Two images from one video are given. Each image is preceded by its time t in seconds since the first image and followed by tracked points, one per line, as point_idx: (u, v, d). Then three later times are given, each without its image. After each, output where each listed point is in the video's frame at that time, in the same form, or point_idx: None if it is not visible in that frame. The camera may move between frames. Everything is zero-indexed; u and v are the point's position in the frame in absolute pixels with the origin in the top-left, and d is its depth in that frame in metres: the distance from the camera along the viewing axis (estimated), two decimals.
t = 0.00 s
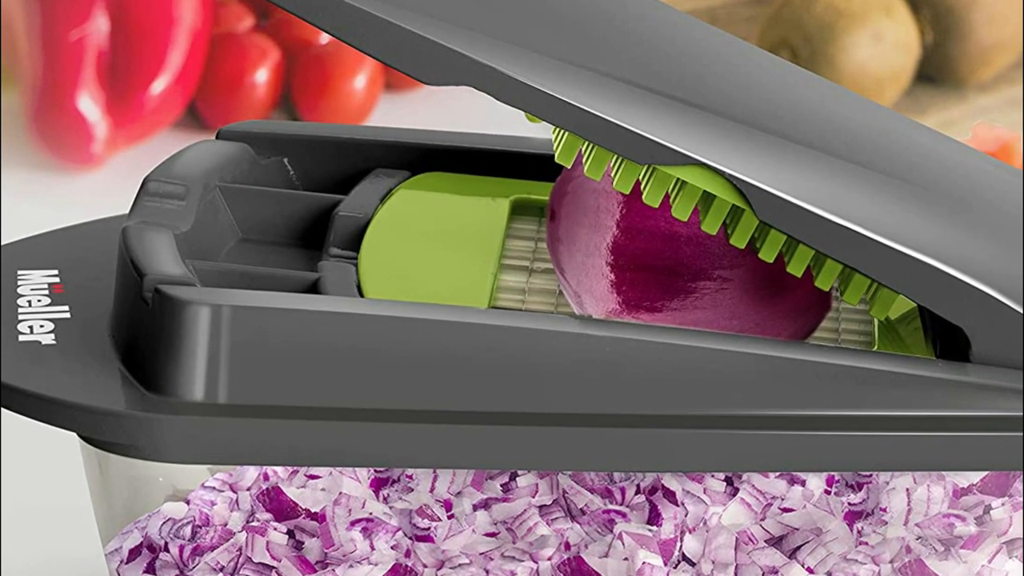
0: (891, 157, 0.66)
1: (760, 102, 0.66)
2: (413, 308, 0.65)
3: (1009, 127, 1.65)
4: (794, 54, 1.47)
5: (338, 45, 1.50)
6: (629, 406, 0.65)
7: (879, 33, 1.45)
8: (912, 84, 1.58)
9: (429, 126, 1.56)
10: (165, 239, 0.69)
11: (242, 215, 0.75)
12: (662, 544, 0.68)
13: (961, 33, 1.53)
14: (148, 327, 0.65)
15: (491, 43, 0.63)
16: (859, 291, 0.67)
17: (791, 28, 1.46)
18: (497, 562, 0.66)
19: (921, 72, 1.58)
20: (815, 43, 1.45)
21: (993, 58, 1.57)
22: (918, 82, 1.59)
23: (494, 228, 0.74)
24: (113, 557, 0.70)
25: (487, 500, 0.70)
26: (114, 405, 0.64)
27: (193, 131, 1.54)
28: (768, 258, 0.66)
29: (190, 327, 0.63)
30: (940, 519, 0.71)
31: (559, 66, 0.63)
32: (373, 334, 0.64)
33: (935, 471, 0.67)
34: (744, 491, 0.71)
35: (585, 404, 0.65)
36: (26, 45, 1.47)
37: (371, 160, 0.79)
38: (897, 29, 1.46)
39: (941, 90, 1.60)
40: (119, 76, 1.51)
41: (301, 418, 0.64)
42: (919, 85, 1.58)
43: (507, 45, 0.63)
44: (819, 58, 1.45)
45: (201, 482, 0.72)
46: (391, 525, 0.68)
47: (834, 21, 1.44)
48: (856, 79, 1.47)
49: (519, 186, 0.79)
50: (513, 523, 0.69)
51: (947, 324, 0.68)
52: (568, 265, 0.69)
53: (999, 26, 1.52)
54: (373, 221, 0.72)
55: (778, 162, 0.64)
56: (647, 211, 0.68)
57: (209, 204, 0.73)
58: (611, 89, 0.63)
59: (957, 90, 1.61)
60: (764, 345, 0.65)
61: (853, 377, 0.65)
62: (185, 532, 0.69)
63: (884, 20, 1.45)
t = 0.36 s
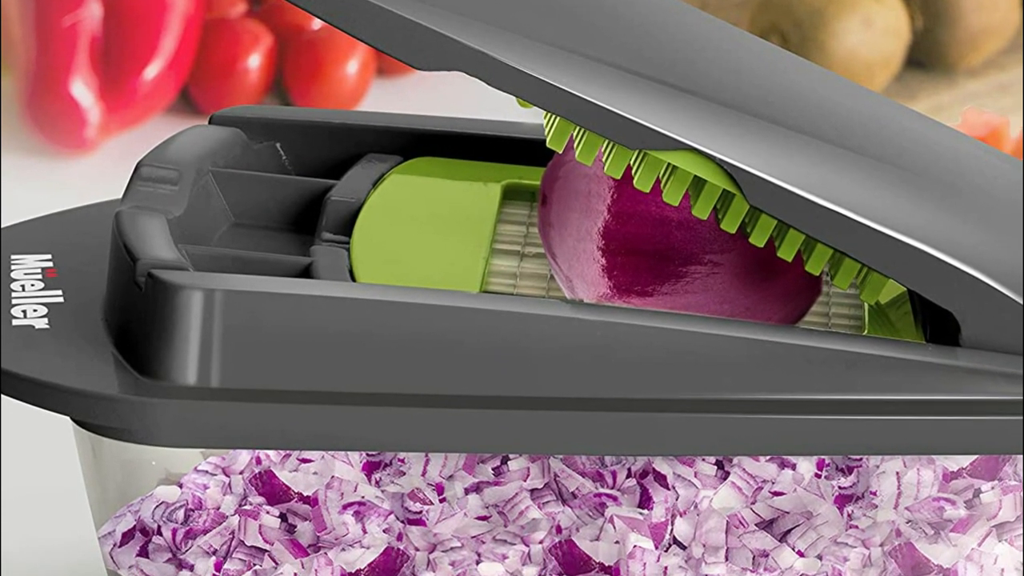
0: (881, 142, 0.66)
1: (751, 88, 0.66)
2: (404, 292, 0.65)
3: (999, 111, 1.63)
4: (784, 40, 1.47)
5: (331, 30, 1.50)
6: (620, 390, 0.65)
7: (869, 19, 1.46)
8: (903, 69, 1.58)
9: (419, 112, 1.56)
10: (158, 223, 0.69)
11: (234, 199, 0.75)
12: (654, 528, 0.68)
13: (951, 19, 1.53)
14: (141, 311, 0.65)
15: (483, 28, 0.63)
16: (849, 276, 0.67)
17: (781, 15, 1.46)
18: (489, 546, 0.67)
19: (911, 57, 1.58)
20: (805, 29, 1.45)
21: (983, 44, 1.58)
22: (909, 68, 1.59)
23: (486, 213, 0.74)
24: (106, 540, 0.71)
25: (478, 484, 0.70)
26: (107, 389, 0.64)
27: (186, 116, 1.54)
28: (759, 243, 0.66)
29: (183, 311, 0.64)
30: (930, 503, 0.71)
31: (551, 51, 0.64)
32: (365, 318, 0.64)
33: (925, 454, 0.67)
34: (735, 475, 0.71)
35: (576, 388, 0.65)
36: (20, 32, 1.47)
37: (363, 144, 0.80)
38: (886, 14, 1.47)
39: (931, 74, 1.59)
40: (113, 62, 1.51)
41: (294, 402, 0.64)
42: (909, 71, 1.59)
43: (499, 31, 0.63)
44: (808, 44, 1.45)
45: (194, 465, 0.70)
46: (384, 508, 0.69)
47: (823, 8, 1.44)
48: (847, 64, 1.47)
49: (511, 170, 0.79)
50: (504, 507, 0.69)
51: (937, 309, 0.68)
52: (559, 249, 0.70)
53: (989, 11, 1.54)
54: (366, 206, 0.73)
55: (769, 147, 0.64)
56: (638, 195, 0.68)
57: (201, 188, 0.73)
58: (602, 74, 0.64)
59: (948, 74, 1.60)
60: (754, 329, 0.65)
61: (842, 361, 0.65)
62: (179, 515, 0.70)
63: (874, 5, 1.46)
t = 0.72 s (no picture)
0: (871, 127, 0.67)
1: (742, 73, 0.66)
2: (396, 277, 0.65)
3: (989, 97, 1.63)
4: (775, 26, 1.46)
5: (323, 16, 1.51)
6: (612, 374, 0.65)
7: (860, 5, 1.46)
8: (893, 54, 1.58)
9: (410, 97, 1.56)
10: (151, 208, 0.69)
11: (227, 184, 0.75)
12: (645, 511, 0.69)
13: (941, 5, 1.54)
14: (134, 296, 0.65)
15: (474, 14, 0.63)
16: (839, 260, 0.67)
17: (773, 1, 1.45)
18: (481, 530, 0.68)
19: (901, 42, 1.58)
20: (797, 15, 1.45)
21: (973, 30, 1.58)
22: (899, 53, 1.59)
23: (477, 197, 0.75)
24: (100, 524, 0.71)
25: (470, 468, 0.71)
26: (100, 373, 0.64)
27: (179, 101, 1.54)
28: (749, 228, 0.66)
29: (176, 295, 0.64)
30: (920, 487, 0.71)
31: (542, 37, 0.64)
32: (357, 303, 0.64)
33: (915, 438, 0.67)
34: (725, 459, 0.71)
35: (567, 372, 0.65)
36: (13, 18, 1.47)
37: (356, 130, 0.80)
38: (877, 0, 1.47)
39: (922, 59, 1.59)
40: (106, 47, 1.51)
41: (286, 386, 0.64)
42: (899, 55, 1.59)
43: (491, 17, 0.64)
44: (800, 29, 1.46)
45: (187, 449, 0.72)
46: (376, 492, 0.69)
47: None
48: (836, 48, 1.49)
49: (503, 155, 0.79)
50: (496, 491, 0.70)
51: (927, 293, 0.68)
52: (551, 234, 0.70)
53: None
54: (358, 191, 0.73)
55: (760, 132, 0.64)
56: (629, 180, 0.68)
57: (194, 173, 0.73)
58: (594, 60, 0.64)
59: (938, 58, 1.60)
60: (744, 313, 0.66)
61: (833, 345, 0.65)
62: (172, 499, 0.70)
63: None
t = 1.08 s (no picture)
0: (861, 112, 0.67)
1: (732, 59, 0.67)
2: (388, 261, 0.65)
3: (980, 83, 1.62)
4: (765, 12, 1.46)
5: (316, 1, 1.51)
6: (603, 358, 0.65)
7: None
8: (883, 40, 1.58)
9: (402, 83, 1.57)
10: (144, 193, 0.69)
11: (219, 169, 0.76)
12: (635, 495, 0.69)
13: None
14: (127, 281, 0.65)
15: None
16: (830, 245, 0.67)
17: None
18: (472, 513, 0.69)
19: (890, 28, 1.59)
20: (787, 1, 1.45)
21: (963, 16, 1.58)
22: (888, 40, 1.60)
23: (469, 182, 0.75)
24: (93, 507, 0.71)
25: (461, 452, 0.71)
26: (93, 358, 0.64)
27: (172, 87, 1.54)
28: (739, 212, 0.67)
29: (169, 280, 0.64)
30: (910, 471, 0.72)
31: (533, 23, 0.64)
32: (349, 287, 0.65)
33: (904, 422, 0.67)
34: (716, 443, 0.72)
35: (558, 357, 0.65)
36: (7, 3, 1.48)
37: (348, 115, 0.80)
38: None
39: (912, 46, 1.60)
40: (99, 32, 1.51)
41: (279, 371, 0.65)
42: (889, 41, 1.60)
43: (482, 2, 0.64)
44: (791, 16, 1.46)
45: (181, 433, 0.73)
46: (368, 475, 0.69)
47: None
48: (826, 34, 1.49)
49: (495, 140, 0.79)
50: (487, 474, 0.70)
51: (916, 278, 0.69)
52: (542, 219, 0.70)
53: None
54: (351, 175, 0.73)
55: (750, 117, 0.64)
56: (620, 165, 0.68)
57: (187, 158, 0.74)
58: (585, 46, 0.64)
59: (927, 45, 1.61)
60: (735, 298, 0.66)
61: (823, 329, 0.66)
62: (165, 483, 0.70)
63: None
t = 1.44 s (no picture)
0: (851, 98, 0.67)
1: (723, 45, 0.67)
2: (380, 246, 0.66)
3: (969, 68, 1.63)
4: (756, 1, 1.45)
5: None
6: (594, 342, 0.66)
7: None
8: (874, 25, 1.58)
9: (395, 69, 1.57)
10: (137, 178, 0.69)
11: (212, 154, 0.76)
12: (627, 479, 0.70)
13: None
14: (120, 266, 0.65)
15: None
16: (820, 230, 0.68)
17: None
18: (464, 497, 0.69)
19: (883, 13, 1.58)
20: None
21: (953, 1, 1.58)
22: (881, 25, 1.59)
23: (462, 167, 0.75)
24: (86, 491, 0.72)
25: (453, 436, 0.72)
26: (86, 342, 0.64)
27: (165, 73, 1.53)
28: (730, 197, 0.67)
29: (162, 265, 0.64)
30: (900, 454, 0.73)
31: (525, 9, 0.64)
32: (341, 271, 0.65)
33: (895, 407, 0.68)
34: (707, 427, 0.72)
35: (550, 341, 0.66)
36: None
37: (340, 101, 0.80)
38: None
39: (904, 31, 1.59)
40: (90, 18, 1.49)
41: (271, 355, 0.65)
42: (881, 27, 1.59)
43: None
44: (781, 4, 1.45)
45: (172, 417, 0.73)
46: (360, 460, 0.70)
47: None
48: (817, 22, 1.49)
49: (486, 127, 0.79)
50: (479, 458, 0.71)
51: (906, 263, 0.69)
52: (534, 204, 0.71)
53: None
54: (343, 161, 0.74)
55: (741, 102, 0.65)
56: (612, 150, 0.69)
57: (180, 143, 0.74)
58: (576, 31, 0.64)
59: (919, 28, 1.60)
60: (726, 282, 0.66)
61: (812, 313, 0.66)
62: (158, 467, 0.71)
63: None
